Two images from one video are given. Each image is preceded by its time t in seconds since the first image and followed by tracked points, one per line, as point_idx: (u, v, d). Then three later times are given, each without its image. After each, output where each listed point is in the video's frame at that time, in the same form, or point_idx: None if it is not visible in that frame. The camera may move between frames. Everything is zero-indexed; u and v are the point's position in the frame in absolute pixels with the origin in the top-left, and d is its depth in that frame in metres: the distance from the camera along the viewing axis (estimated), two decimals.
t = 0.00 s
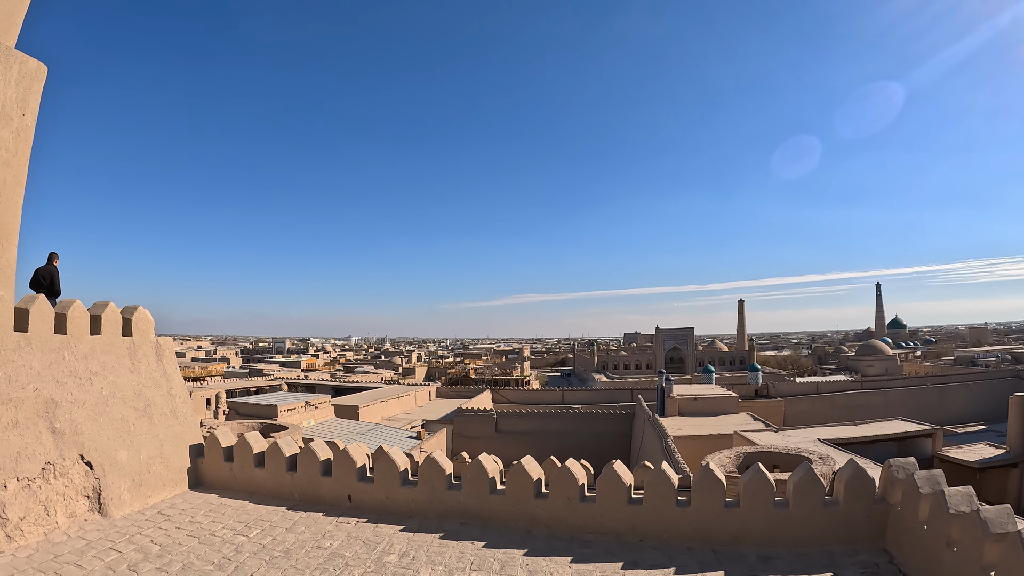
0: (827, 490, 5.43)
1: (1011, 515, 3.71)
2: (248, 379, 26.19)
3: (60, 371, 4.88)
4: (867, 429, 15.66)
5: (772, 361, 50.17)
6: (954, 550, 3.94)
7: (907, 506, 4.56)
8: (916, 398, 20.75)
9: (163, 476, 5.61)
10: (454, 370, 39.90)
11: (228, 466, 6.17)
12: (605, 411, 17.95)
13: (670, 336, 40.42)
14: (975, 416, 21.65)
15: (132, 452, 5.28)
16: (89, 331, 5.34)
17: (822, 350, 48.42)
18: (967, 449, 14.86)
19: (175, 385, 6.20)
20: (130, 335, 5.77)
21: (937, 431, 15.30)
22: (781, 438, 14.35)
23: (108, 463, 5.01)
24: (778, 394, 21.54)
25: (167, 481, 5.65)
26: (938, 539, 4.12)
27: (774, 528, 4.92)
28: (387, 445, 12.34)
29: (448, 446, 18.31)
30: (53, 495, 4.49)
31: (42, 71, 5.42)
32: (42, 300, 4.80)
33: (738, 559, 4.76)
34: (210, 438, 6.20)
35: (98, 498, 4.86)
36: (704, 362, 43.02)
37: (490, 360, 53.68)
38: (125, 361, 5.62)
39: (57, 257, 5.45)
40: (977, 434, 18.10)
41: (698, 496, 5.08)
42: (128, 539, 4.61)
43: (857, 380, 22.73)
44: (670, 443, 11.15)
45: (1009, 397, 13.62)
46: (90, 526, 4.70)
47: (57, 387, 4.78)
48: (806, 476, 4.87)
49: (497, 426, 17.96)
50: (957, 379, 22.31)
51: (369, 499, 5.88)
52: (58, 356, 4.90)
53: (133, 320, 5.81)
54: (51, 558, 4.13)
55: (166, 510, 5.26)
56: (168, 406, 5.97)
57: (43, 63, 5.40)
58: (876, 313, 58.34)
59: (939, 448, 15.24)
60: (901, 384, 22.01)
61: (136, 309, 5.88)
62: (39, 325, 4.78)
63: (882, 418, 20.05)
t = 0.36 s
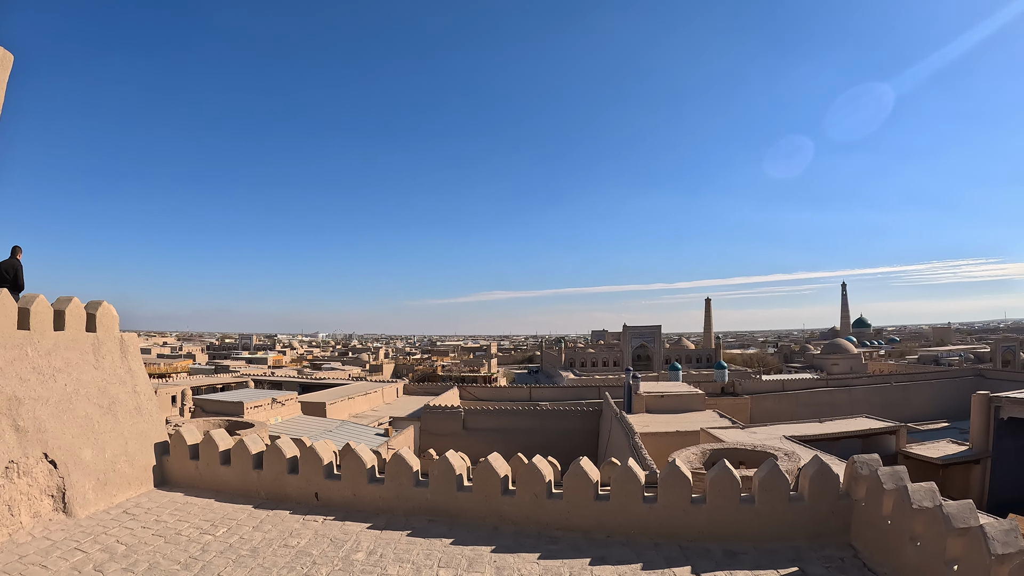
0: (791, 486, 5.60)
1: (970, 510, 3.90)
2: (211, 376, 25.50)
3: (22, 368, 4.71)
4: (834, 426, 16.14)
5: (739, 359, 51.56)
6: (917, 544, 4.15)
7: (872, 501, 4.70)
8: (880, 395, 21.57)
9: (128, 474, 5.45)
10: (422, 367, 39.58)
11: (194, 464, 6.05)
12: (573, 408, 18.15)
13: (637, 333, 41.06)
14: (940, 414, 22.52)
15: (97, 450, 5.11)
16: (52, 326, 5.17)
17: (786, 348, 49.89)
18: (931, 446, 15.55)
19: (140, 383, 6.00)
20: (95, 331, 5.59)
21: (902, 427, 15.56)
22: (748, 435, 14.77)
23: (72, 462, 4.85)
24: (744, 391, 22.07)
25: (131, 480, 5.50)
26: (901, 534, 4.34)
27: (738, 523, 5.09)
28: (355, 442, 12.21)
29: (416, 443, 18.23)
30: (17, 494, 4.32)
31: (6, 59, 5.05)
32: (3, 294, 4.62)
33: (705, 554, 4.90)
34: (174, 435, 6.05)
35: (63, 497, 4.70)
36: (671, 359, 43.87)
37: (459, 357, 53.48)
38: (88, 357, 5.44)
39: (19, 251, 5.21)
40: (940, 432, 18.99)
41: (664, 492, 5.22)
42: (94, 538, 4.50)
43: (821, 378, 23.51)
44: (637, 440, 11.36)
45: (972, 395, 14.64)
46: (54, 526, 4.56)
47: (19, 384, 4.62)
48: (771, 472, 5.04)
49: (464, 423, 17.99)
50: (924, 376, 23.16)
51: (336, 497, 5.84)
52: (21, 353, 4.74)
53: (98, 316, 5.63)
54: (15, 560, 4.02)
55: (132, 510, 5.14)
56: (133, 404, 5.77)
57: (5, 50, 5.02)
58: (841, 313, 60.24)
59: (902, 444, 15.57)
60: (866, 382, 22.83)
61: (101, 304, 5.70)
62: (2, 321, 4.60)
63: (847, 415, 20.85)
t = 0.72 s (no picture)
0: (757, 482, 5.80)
1: (934, 503, 3.89)
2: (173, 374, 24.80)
3: None
4: (800, 421, 16.62)
5: (705, 356, 52.90)
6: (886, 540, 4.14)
7: (837, 496, 4.92)
8: (845, 392, 22.28)
9: (91, 475, 5.31)
10: (389, 364, 39.25)
11: (159, 464, 5.94)
12: (541, 405, 18.31)
13: (604, 330, 41.64)
14: (904, 410, 23.31)
15: (60, 450, 4.96)
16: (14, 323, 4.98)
17: (752, 345, 51.15)
18: (893, 441, 16.26)
19: (104, 381, 5.82)
20: (57, 328, 5.41)
21: (865, 424, 15.93)
22: (713, 431, 15.17)
23: (35, 462, 4.70)
24: (710, 388, 22.56)
25: (95, 481, 5.36)
26: (870, 529, 4.35)
27: (703, 518, 5.26)
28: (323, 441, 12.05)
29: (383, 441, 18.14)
30: None
31: None
32: None
33: (672, 549, 5.06)
34: (139, 434, 5.92)
35: (26, 499, 4.58)
36: (638, 357, 44.60)
37: (429, 355, 53.23)
38: (50, 355, 5.25)
39: None
40: (904, 428, 19.81)
41: (631, 488, 5.36)
42: (57, 540, 4.42)
43: (788, 375, 24.18)
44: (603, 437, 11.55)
45: (936, 393, 15.34)
46: (17, 529, 4.45)
47: None
48: (736, 468, 5.23)
49: (431, 420, 17.95)
50: (888, 373, 23.87)
51: (303, 496, 5.80)
52: None
53: (60, 312, 5.45)
54: None
55: (96, 511, 5.04)
56: (97, 402, 5.59)
57: None
58: (806, 312, 62.02)
59: (866, 440, 15.98)
60: (832, 379, 23.51)
61: (63, 300, 5.51)
62: None
63: (811, 412, 21.59)
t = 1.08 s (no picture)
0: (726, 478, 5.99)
1: (900, 497, 4.02)
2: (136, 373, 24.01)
3: None
4: (768, 417, 17.09)
5: (671, 354, 53.98)
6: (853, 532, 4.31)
7: (804, 490, 5.11)
8: (810, 389, 22.98)
9: (57, 477, 5.16)
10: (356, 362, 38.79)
11: (125, 465, 5.80)
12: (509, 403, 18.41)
13: (572, 328, 42.08)
14: (869, 406, 24.03)
15: (23, 452, 4.79)
16: None
17: (718, 343, 52.36)
18: (858, 437, 16.85)
19: (68, 380, 5.61)
20: (19, 326, 5.21)
21: (830, 420, 16.43)
22: (681, 428, 15.54)
23: None
24: (677, 384, 23.07)
25: (61, 483, 5.22)
26: (838, 523, 4.51)
27: (671, 514, 5.41)
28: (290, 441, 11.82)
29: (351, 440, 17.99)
30: None
31: None
32: None
33: (641, 546, 5.18)
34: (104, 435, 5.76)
35: None
36: (605, 354, 45.21)
37: (396, 353, 52.81)
38: (12, 354, 5.05)
39: None
40: (870, 424, 20.54)
41: (599, 485, 5.47)
42: (23, 545, 4.32)
43: (755, 372, 24.83)
44: (570, 433, 11.71)
45: (899, 389, 15.89)
46: None
47: None
48: (705, 465, 5.39)
49: (399, 419, 17.83)
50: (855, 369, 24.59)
51: (269, 496, 5.75)
52: None
53: (23, 310, 5.24)
54: None
55: (62, 514, 4.92)
56: (61, 403, 5.39)
57: None
58: (772, 310, 63.77)
59: (831, 436, 16.51)
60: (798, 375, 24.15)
61: (27, 298, 5.30)
62: None
63: (778, 408, 22.22)
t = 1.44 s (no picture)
0: (689, 474, 6.27)
1: (860, 492, 4.22)
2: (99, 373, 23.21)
3: None
4: (732, 415, 17.65)
5: (636, 352, 54.90)
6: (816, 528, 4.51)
7: (765, 485, 5.40)
8: (772, 386, 23.76)
9: (15, 482, 5.14)
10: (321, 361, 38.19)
11: (85, 467, 5.79)
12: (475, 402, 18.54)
13: (536, 327, 42.51)
14: (830, 402, 24.85)
15: None
16: None
17: (683, 341, 53.60)
18: (819, 433, 17.47)
19: (27, 381, 5.46)
20: None
21: (793, 417, 17.16)
22: (644, 425, 15.99)
23: None
24: (641, 382, 23.61)
25: (20, 488, 5.20)
26: (800, 517, 4.74)
27: (632, 509, 5.66)
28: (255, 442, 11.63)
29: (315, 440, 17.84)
30: None
31: None
32: None
33: (605, 542, 5.41)
34: (65, 436, 5.71)
35: None
36: (570, 352, 45.81)
37: (362, 352, 52.25)
38: None
39: None
40: (831, 420, 21.37)
41: (562, 483, 5.68)
42: None
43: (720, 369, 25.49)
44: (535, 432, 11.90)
45: (863, 387, 16.58)
46: None
47: None
48: (666, 462, 5.65)
49: (364, 418, 17.78)
50: (817, 367, 25.39)
51: (232, 497, 5.80)
52: None
53: None
54: None
55: (20, 519, 4.98)
56: (19, 405, 5.27)
57: None
58: (735, 308, 65.68)
59: (794, 432, 17.24)
60: (761, 372, 24.89)
61: None
62: None
63: (742, 405, 22.97)
